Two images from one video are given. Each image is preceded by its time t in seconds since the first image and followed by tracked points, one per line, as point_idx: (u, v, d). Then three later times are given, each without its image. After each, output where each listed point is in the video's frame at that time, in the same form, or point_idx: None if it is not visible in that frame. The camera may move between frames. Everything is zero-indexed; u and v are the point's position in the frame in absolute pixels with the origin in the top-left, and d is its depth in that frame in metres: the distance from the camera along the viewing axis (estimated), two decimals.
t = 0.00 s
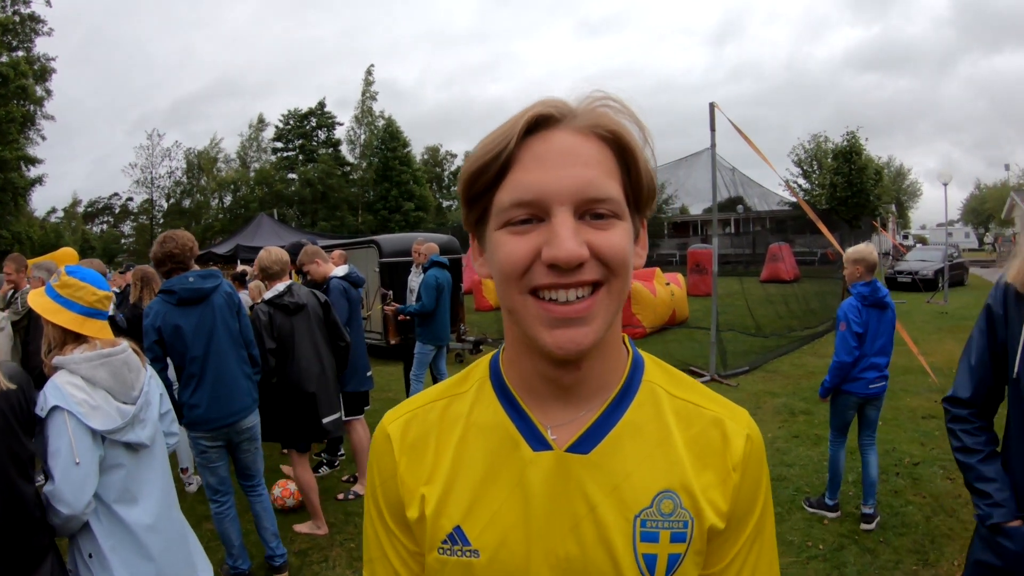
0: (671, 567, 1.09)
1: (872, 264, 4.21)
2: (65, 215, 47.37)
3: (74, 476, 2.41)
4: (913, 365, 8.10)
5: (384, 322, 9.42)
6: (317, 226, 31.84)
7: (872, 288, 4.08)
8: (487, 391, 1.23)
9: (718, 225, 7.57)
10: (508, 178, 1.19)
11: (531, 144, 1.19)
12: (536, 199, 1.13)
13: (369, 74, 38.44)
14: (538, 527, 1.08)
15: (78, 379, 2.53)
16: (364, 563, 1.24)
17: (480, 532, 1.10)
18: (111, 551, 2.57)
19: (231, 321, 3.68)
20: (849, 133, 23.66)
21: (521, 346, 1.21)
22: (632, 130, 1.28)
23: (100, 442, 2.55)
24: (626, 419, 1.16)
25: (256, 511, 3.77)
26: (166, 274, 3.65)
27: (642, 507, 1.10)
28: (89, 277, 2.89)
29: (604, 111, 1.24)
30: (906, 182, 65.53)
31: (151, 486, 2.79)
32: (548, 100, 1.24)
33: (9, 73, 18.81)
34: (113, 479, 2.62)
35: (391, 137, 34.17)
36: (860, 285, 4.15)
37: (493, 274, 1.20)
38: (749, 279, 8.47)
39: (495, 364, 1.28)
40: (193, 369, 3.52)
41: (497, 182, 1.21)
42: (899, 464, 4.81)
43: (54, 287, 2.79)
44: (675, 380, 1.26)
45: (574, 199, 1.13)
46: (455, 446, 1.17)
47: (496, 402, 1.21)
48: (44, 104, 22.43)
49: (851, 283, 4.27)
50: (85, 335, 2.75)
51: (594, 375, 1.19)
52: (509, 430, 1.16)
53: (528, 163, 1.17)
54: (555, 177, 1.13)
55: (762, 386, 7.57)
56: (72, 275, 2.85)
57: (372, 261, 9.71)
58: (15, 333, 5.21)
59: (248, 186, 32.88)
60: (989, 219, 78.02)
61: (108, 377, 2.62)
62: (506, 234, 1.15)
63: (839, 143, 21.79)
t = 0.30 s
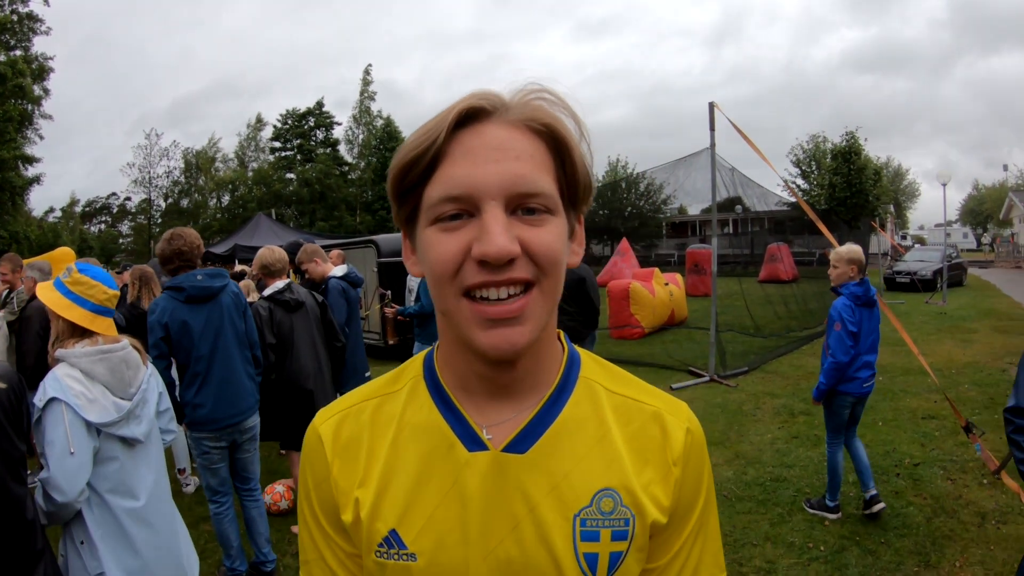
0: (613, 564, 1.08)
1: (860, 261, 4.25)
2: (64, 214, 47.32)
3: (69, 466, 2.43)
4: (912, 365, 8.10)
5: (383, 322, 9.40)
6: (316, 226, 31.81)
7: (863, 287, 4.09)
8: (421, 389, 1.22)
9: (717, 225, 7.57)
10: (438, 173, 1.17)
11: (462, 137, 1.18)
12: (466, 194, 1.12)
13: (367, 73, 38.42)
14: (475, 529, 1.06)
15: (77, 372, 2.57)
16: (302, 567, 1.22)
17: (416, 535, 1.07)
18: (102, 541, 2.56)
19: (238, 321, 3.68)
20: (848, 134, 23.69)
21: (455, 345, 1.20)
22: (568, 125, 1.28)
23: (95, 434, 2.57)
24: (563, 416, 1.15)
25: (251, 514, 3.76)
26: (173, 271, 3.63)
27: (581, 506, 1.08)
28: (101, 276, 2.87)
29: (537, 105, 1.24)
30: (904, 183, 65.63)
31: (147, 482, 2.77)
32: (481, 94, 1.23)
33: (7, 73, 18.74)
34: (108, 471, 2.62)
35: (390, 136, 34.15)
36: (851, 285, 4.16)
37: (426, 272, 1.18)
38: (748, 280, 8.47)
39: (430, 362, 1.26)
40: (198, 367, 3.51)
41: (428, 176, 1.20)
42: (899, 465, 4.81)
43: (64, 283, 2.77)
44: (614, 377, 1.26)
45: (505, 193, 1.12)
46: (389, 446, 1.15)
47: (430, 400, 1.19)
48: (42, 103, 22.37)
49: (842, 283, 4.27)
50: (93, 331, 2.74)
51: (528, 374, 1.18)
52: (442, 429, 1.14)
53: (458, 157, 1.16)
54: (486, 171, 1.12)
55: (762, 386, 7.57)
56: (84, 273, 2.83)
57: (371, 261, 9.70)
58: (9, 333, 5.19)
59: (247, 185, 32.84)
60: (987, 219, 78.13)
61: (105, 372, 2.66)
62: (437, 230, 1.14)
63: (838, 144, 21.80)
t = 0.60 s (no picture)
0: (615, 559, 1.09)
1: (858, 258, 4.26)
2: (69, 212, 47.49)
3: (81, 453, 2.45)
4: (919, 364, 8.07)
5: (387, 319, 9.41)
6: (320, 224, 31.83)
7: (867, 281, 4.12)
8: (410, 388, 1.20)
9: (723, 222, 7.55)
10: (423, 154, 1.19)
11: (449, 120, 1.20)
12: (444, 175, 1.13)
13: (371, 71, 38.39)
14: (473, 529, 1.05)
15: (87, 361, 2.58)
16: None
17: (412, 539, 1.06)
18: (113, 529, 2.58)
19: (260, 319, 3.74)
20: (853, 132, 23.60)
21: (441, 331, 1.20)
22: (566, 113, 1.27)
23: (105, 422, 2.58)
24: (560, 411, 1.16)
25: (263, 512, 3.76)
26: (198, 264, 3.65)
27: (583, 500, 1.09)
28: (110, 270, 2.88)
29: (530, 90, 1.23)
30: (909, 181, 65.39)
31: (156, 471, 2.78)
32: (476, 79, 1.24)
33: (13, 70, 18.77)
34: (117, 460, 2.64)
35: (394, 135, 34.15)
36: (854, 281, 4.19)
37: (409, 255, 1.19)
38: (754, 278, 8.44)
39: (417, 357, 1.25)
40: (218, 363, 3.51)
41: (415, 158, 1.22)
42: (907, 464, 4.80)
43: (74, 278, 2.76)
44: (609, 370, 1.28)
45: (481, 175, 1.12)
46: (380, 442, 1.14)
47: (422, 399, 1.17)
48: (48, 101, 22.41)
49: (844, 280, 4.28)
50: (105, 325, 2.75)
51: (515, 365, 1.18)
52: (435, 427, 1.13)
53: (441, 140, 1.17)
54: (465, 153, 1.13)
55: (768, 385, 7.55)
56: (94, 268, 2.83)
57: (376, 259, 9.71)
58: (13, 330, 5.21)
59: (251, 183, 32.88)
60: (994, 219, 77.80)
61: (115, 361, 2.66)
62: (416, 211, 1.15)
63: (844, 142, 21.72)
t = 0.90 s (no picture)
0: (669, 563, 1.06)
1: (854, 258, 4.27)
2: (71, 212, 47.53)
3: (64, 452, 2.44)
4: (920, 366, 8.06)
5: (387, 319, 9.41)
6: (320, 224, 31.86)
7: (867, 280, 4.17)
8: (459, 387, 1.18)
9: (724, 223, 7.54)
10: (472, 160, 1.15)
11: (499, 125, 1.16)
12: (500, 184, 1.09)
13: (371, 72, 38.40)
14: (525, 534, 1.02)
15: (70, 360, 2.57)
16: None
17: (459, 542, 1.03)
18: (100, 530, 2.56)
19: (268, 323, 3.77)
20: (854, 132, 23.59)
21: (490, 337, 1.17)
22: (614, 116, 1.24)
23: (90, 420, 2.57)
24: (610, 409, 1.14)
25: (260, 513, 3.75)
26: (218, 257, 3.67)
27: (636, 501, 1.06)
28: (110, 274, 2.90)
29: (579, 94, 1.20)
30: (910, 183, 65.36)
31: (145, 470, 2.76)
32: (522, 80, 1.20)
33: (14, 70, 18.78)
34: (103, 460, 2.62)
35: (395, 136, 34.22)
36: (854, 280, 4.20)
37: (460, 263, 1.16)
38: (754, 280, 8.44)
39: (466, 361, 1.23)
40: (225, 363, 3.48)
41: (463, 164, 1.18)
42: (908, 466, 4.79)
43: (73, 278, 2.79)
44: (654, 373, 1.26)
45: (539, 184, 1.08)
46: (427, 447, 1.11)
47: (470, 399, 1.15)
48: (48, 101, 22.43)
49: (841, 280, 4.25)
50: (99, 328, 2.77)
51: (568, 371, 1.15)
52: (485, 426, 1.11)
53: (494, 146, 1.13)
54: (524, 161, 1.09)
55: (769, 386, 7.54)
56: (95, 270, 2.85)
57: (376, 259, 9.70)
58: (9, 329, 5.20)
59: (252, 184, 32.92)
60: (995, 220, 77.77)
61: (99, 359, 2.65)
62: (470, 221, 1.11)
63: (845, 143, 21.75)
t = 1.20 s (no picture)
0: None
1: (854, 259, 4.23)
2: (70, 212, 47.47)
3: (31, 457, 2.41)
4: (920, 369, 8.03)
5: (384, 321, 9.37)
6: (319, 226, 31.83)
7: (867, 281, 4.19)
8: (482, 412, 1.16)
9: (722, 225, 7.50)
10: (504, 139, 1.09)
11: (538, 93, 1.09)
12: (542, 171, 1.04)
13: (370, 73, 38.36)
14: None
15: (40, 363, 2.57)
16: None
17: None
18: (69, 540, 2.52)
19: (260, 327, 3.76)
20: (854, 133, 23.58)
21: (520, 357, 1.15)
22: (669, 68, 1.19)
23: (59, 425, 2.55)
24: (662, 439, 1.11)
25: (252, 519, 3.71)
26: (210, 251, 3.67)
27: (692, 547, 1.03)
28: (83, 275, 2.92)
29: (631, 52, 1.15)
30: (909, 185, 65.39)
31: (118, 477, 2.72)
32: (565, 35, 1.13)
33: (12, 70, 18.74)
34: (74, 467, 2.59)
35: (394, 137, 34.20)
36: (854, 280, 4.19)
37: (483, 256, 1.12)
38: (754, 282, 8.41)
39: (490, 378, 1.20)
40: (219, 367, 3.45)
41: (491, 138, 1.12)
42: (910, 471, 4.75)
43: (46, 279, 2.81)
44: (711, 390, 1.23)
45: (591, 174, 1.04)
46: (449, 480, 1.08)
47: (497, 427, 1.12)
48: (47, 101, 22.38)
49: (839, 280, 4.22)
50: (73, 331, 2.78)
51: (610, 395, 1.13)
52: (514, 460, 1.08)
53: (532, 120, 1.07)
54: (574, 143, 1.04)
55: (768, 390, 7.52)
56: (68, 271, 2.87)
57: (372, 261, 9.64)
58: None
59: (251, 185, 32.91)
60: (994, 222, 77.81)
61: (70, 362, 2.65)
62: (505, 218, 1.06)
63: (845, 144, 21.74)
